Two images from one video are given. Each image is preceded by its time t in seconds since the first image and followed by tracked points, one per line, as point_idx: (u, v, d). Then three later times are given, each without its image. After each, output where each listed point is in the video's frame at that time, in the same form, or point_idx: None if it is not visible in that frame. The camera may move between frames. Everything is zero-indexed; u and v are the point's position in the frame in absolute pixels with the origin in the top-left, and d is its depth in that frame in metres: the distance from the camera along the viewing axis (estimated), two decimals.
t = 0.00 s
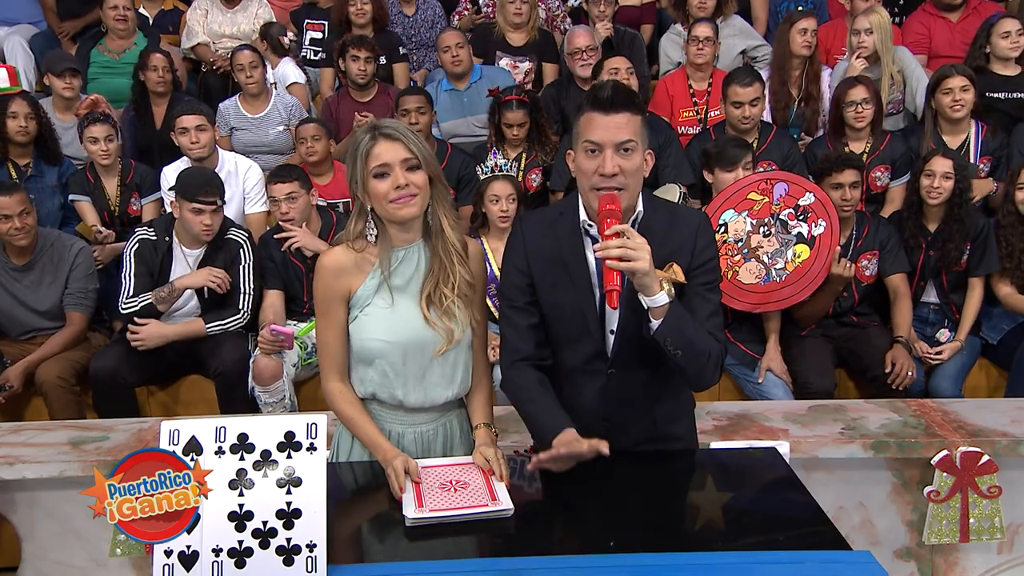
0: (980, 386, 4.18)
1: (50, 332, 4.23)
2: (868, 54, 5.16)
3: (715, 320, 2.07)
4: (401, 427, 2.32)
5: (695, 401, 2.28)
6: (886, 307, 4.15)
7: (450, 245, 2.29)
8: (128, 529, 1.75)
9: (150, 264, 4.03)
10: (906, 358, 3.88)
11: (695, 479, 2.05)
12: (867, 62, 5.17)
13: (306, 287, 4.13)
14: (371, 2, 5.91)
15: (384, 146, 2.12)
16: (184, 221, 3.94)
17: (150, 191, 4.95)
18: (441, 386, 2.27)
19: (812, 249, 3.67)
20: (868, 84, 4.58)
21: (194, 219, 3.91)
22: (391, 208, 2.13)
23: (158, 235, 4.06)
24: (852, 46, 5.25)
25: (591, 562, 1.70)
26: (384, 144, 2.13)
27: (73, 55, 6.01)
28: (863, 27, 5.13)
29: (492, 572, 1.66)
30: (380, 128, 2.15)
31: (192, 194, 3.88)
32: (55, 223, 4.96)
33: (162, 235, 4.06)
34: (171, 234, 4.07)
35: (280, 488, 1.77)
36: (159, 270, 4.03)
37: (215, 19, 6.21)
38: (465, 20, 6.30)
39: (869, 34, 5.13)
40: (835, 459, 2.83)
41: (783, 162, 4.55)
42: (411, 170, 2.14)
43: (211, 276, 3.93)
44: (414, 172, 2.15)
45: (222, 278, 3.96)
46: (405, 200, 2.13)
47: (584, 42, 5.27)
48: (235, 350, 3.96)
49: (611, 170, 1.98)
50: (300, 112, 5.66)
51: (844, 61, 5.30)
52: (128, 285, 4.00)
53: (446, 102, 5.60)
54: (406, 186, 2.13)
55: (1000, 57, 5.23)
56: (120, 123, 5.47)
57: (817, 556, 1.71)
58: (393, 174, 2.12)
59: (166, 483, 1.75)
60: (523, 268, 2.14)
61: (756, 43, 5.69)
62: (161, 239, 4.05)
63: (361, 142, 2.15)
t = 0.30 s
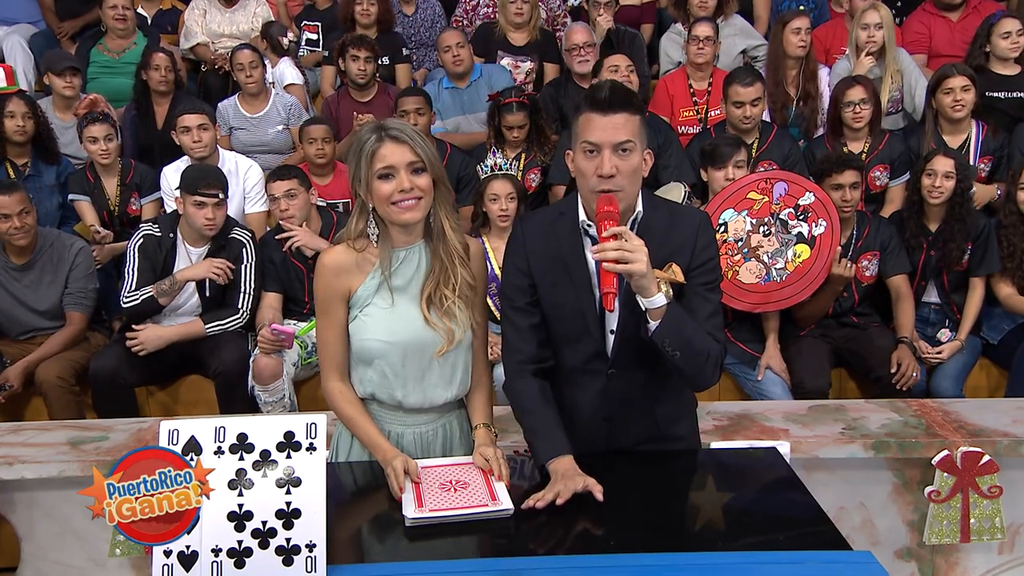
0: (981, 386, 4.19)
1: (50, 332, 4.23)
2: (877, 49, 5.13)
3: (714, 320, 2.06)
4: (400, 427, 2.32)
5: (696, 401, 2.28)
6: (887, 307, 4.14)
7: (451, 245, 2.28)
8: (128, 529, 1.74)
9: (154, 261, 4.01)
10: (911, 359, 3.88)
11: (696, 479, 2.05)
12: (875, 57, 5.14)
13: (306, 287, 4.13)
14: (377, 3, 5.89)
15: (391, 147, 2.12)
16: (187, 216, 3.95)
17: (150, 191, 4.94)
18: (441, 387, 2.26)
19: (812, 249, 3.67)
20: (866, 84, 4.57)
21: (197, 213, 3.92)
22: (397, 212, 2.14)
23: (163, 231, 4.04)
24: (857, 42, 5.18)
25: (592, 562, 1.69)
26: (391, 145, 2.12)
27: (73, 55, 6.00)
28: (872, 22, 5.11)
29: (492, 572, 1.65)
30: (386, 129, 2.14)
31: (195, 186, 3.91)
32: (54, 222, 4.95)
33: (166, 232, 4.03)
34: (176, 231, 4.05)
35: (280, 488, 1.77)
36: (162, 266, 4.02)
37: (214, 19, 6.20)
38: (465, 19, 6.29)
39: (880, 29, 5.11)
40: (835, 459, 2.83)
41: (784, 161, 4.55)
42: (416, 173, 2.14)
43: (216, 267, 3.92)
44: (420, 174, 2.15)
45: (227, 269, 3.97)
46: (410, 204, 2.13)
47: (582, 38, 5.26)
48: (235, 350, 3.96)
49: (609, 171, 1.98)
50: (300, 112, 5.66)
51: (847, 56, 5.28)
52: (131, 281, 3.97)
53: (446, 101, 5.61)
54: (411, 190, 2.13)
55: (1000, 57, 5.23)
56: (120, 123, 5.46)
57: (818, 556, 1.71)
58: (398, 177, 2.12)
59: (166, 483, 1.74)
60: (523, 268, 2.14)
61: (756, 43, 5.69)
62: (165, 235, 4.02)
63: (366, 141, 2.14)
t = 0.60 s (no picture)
0: (982, 386, 4.19)
1: (49, 332, 4.22)
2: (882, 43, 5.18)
3: (714, 319, 2.06)
4: (400, 427, 2.31)
5: (696, 400, 2.27)
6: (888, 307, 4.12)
7: (450, 246, 2.27)
8: (128, 529, 1.73)
9: (153, 256, 4.00)
10: (899, 357, 3.88)
11: (696, 479, 2.04)
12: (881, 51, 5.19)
13: (306, 287, 4.12)
14: (378, 3, 5.88)
15: (394, 149, 2.11)
16: (183, 211, 3.94)
17: (149, 191, 4.93)
18: (441, 387, 2.26)
19: (813, 249, 3.65)
20: (866, 83, 4.57)
21: (191, 206, 3.91)
22: (397, 214, 2.12)
23: (163, 227, 4.05)
24: (860, 38, 5.21)
25: (593, 563, 1.69)
26: (394, 147, 2.11)
27: (72, 54, 5.99)
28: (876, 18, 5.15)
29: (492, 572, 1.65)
30: (389, 130, 2.13)
31: (189, 179, 3.89)
32: (53, 222, 4.95)
33: (166, 228, 4.04)
34: (176, 227, 4.06)
35: (280, 488, 1.76)
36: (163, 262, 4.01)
37: (213, 18, 6.19)
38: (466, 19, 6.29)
39: (885, 25, 5.16)
40: (836, 459, 2.82)
41: (784, 161, 4.54)
42: (419, 176, 2.13)
43: (209, 250, 3.87)
44: (422, 177, 2.14)
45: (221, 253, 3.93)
46: (412, 209, 2.13)
47: (579, 30, 5.25)
48: (234, 350, 3.95)
49: (608, 170, 1.97)
50: (299, 112, 5.65)
51: (848, 54, 5.28)
52: (130, 274, 3.97)
53: (447, 99, 5.59)
54: (413, 194, 2.12)
55: (1001, 58, 5.22)
56: (119, 123, 5.46)
57: (819, 556, 1.70)
58: (401, 180, 2.11)
59: (166, 482, 1.73)
60: (523, 268, 2.13)
61: (757, 42, 5.69)
62: (165, 230, 4.03)
63: (369, 142, 2.12)
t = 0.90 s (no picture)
0: (983, 386, 4.20)
1: (48, 333, 4.22)
2: (886, 40, 5.20)
3: (713, 319, 2.05)
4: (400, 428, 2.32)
5: (696, 400, 2.27)
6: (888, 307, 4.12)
7: (450, 248, 2.27)
8: (128, 529, 1.74)
9: (152, 251, 4.02)
10: (889, 359, 3.86)
11: (697, 479, 2.04)
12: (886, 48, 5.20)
13: (306, 287, 4.12)
14: (376, 3, 5.88)
15: (395, 151, 2.10)
16: (182, 210, 3.96)
17: (149, 191, 4.93)
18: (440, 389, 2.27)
19: (813, 249, 3.65)
20: (866, 83, 4.57)
21: (189, 206, 3.92)
22: (398, 216, 2.12)
23: (161, 224, 4.06)
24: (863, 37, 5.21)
25: (594, 563, 1.68)
26: (395, 149, 2.10)
27: (72, 55, 5.99)
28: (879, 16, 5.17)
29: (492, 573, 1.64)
30: (390, 132, 2.12)
31: (188, 178, 3.92)
32: (53, 222, 4.94)
33: (164, 224, 4.05)
34: (173, 223, 4.06)
35: (280, 489, 1.76)
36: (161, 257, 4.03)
37: (213, 18, 6.19)
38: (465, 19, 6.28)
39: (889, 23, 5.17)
40: (836, 460, 2.82)
41: (784, 161, 4.54)
42: (420, 178, 2.13)
43: (202, 234, 3.87)
44: (423, 180, 2.14)
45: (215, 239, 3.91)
46: (413, 210, 2.12)
47: (580, 30, 5.26)
48: (233, 350, 3.95)
49: (608, 171, 1.97)
50: (299, 112, 5.64)
51: (851, 53, 5.27)
52: (126, 265, 3.97)
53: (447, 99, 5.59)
54: (415, 195, 2.12)
55: (1001, 57, 5.22)
56: (119, 123, 5.46)
57: (819, 557, 1.70)
58: (402, 182, 2.10)
59: (166, 483, 1.73)
60: (523, 269, 2.13)
61: (757, 42, 5.68)
62: (163, 227, 4.04)
63: (370, 143, 2.12)
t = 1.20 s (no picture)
0: (983, 386, 4.20)
1: (48, 333, 4.22)
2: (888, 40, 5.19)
3: (714, 320, 2.05)
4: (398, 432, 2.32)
5: (696, 401, 2.27)
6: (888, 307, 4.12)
7: (447, 253, 2.23)
8: (128, 529, 1.73)
9: (153, 249, 4.03)
10: (894, 357, 3.86)
11: (697, 479, 2.04)
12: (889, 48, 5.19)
13: (306, 287, 4.11)
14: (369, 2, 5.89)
15: (401, 155, 2.10)
16: (188, 211, 3.96)
17: (149, 191, 4.92)
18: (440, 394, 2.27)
19: (813, 249, 3.64)
20: (866, 83, 4.57)
21: (198, 208, 3.94)
22: (403, 221, 2.10)
23: (162, 222, 4.05)
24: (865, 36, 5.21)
25: (594, 564, 1.68)
26: (401, 153, 2.10)
27: (72, 55, 5.98)
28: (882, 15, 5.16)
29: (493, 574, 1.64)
30: (393, 137, 2.12)
31: (197, 182, 3.93)
32: (53, 222, 4.94)
33: (165, 223, 4.04)
34: (175, 222, 4.06)
35: (280, 489, 1.75)
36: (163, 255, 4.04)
37: (212, 19, 6.18)
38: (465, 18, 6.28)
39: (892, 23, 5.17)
40: (836, 460, 2.82)
41: (785, 161, 4.54)
42: (424, 184, 2.12)
43: (204, 233, 3.88)
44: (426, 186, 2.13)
45: (216, 238, 3.93)
46: (418, 215, 2.10)
47: (580, 30, 5.26)
48: (233, 350, 3.94)
49: (610, 173, 1.97)
50: (299, 112, 5.64)
51: (854, 53, 5.28)
52: (127, 262, 3.97)
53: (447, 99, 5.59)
54: (421, 200, 2.10)
55: (1000, 57, 5.22)
56: (119, 123, 5.46)
57: (819, 558, 1.70)
58: (409, 186, 2.09)
59: (166, 483, 1.73)
60: (523, 268, 2.14)
61: (757, 43, 5.68)
62: (164, 225, 4.03)
63: (373, 148, 2.10)
